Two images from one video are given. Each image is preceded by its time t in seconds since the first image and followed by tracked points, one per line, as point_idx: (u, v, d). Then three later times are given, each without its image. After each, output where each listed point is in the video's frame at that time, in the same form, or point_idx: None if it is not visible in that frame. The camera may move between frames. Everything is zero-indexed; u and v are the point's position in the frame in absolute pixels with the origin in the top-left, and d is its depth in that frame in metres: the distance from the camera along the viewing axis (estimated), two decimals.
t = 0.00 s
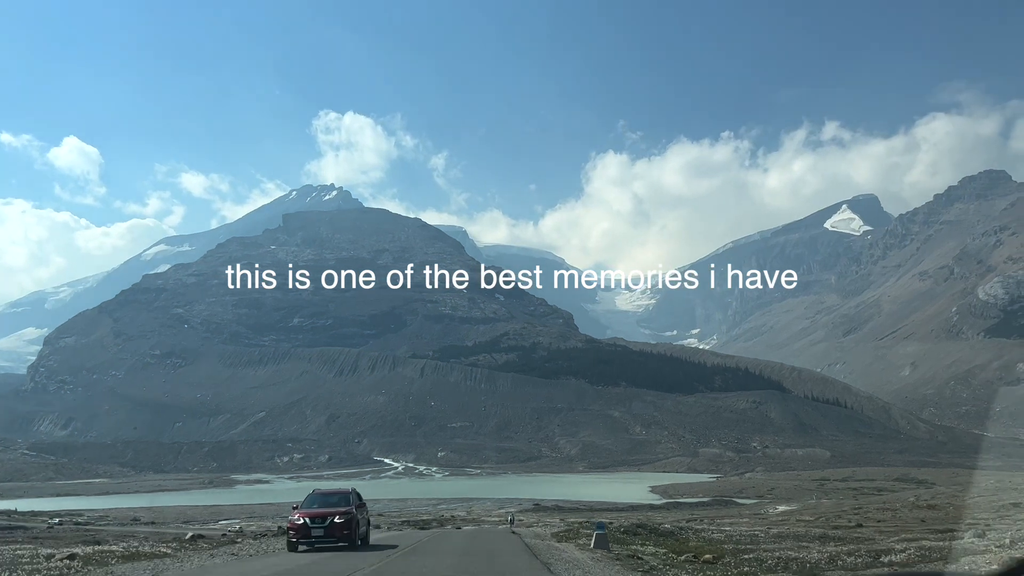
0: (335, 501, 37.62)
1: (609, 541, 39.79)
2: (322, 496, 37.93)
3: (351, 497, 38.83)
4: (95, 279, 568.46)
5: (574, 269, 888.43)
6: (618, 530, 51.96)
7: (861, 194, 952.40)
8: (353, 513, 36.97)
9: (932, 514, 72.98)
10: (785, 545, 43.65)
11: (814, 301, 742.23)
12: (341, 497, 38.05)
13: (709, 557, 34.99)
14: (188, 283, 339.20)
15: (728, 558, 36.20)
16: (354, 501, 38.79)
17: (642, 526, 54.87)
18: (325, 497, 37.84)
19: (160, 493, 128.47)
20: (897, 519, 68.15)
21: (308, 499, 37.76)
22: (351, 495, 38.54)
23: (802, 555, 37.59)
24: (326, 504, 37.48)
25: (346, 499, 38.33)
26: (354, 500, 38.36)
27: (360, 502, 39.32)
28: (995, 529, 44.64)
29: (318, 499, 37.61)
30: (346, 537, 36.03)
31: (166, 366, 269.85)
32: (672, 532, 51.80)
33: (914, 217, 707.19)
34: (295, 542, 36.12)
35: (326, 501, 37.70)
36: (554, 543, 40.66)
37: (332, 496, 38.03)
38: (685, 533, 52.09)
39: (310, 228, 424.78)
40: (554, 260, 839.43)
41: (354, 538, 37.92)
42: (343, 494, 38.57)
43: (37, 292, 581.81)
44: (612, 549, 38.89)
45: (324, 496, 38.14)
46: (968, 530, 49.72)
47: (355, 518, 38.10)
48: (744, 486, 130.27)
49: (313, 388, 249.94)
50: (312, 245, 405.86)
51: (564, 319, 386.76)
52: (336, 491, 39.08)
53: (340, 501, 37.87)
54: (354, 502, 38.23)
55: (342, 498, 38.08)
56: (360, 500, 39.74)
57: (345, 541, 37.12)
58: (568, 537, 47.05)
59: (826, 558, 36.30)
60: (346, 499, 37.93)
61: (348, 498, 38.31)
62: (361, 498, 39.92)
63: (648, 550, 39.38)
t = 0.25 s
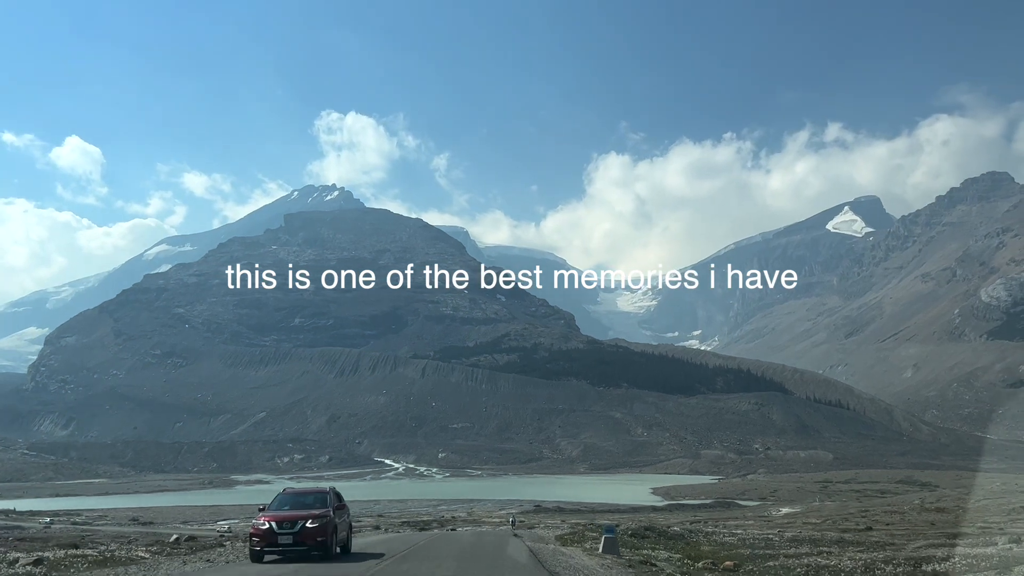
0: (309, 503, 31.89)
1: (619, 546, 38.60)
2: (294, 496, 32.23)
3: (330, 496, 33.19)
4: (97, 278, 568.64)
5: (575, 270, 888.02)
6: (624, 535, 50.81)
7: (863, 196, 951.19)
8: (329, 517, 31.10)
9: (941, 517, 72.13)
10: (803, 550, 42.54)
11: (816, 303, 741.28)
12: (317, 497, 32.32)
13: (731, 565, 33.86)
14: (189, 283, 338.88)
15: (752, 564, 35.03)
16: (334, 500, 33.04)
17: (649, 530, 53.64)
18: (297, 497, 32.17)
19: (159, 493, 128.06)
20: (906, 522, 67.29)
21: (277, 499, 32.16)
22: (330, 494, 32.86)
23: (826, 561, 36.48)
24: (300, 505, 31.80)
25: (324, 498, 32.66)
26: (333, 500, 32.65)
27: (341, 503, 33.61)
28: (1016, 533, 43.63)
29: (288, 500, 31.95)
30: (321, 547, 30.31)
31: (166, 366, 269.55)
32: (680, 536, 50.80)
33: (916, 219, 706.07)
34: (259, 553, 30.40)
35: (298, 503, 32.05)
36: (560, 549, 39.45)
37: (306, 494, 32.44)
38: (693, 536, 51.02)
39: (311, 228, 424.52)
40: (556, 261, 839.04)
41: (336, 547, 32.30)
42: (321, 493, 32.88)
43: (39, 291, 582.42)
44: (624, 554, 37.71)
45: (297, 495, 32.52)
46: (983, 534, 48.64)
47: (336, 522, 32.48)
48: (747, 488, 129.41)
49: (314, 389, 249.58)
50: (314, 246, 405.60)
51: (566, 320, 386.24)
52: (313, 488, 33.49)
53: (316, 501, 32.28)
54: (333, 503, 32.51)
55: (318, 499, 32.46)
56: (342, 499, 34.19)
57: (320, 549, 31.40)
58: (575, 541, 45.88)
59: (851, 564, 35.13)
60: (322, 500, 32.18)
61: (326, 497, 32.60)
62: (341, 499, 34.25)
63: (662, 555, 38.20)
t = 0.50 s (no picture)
0: (282, 503, 26.31)
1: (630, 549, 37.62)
2: (262, 494, 26.70)
3: (307, 494, 27.80)
4: (103, 278, 570.28)
5: (579, 271, 887.29)
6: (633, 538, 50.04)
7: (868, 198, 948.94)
8: (303, 520, 25.72)
9: (953, 520, 71.30)
10: (816, 555, 41.53)
11: (820, 305, 739.68)
12: (290, 496, 26.77)
13: (751, 569, 32.62)
14: (194, 283, 339.11)
15: (770, 569, 33.78)
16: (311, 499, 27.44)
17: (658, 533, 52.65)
18: (268, 495, 26.68)
19: (162, 493, 127.92)
20: (917, 525, 66.56)
21: (244, 498, 26.65)
22: (306, 492, 27.31)
23: (846, 566, 35.32)
24: (269, 506, 26.23)
25: (299, 498, 27.26)
26: (309, 498, 27.09)
27: (320, 501, 28.08)
28: None
29: (256, 500, 26.44)
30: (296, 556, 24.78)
31: (171, 366, 269.80)
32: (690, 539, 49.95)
33: (921, 222, 703.96)
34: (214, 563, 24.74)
35: (269, 502, 26.50)
36: (566, 552, 38.51)
37: (279, 493, 27.01)
38: (705, 540, 50.15)
39: (316, 228, 424.82)
40: (560, 262, 838.99)
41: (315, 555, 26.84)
42: (296, 491, 27.34)
43: (45, 291, 584.22)
44: (636, 559, 36.58)
45: (267, 493, 27.07)
46: (1000, 538, 47.78)
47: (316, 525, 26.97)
48: (752, 490, 128.77)
49: (317, 389, 249.52)
50: (318, 246, 405.81)
51: (569, 321, 385.69)
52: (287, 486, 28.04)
53: (289, 500, 26.78)
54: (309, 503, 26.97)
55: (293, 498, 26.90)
56: (322, 497, 28.76)
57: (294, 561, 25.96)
58: (582, 545, 44.99)
59: (875, 569, 33.94)
60: (297, 500, 26.60)
61: (300, 495, 27.05)
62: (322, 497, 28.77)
63: (676, 561, 37.08)
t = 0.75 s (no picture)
0: (235, 501, 22.05)
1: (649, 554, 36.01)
2: (213, 489, 22.40)
3: (270, 489, 23.39)
4: (112, 277, 573.07)
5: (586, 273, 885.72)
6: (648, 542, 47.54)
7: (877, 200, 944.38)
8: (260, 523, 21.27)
9: (970, 525, 70.33)
10: (842, 561, 40.02)
11: (829, 308, 736.27)
12: (248, 493, 22.47)
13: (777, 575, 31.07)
14: (202, 283, 339.91)
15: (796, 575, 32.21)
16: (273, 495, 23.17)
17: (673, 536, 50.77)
18: (219, 490, 22.42)
19: (169, 491, 127.95)
20: (935, 530, 65.51)
21: (187, 495, 22.33)
22: (268, 487, 23.07)
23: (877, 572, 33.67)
24: (222, 505, 21.90)
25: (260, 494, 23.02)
26: (270, 495, 22.83)
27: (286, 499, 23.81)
28: None
29: (204, 496, 22.10)
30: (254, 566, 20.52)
31: (179, 365, 270.57)
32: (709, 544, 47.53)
33: (931, 224, 699.76)
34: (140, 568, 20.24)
35: (221, 499, 22.27)
36: (582, 557, 37.03)
37: (233, 488, 22.66)
38: (723, 545, 47.94)
39: (324, 229, 425.49)
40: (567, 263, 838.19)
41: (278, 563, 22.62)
42: (256, 485, 23.08)
43: (55, 289, 587.37)
44: (655, 563, 35.06)
45: (219, 488, 22.75)
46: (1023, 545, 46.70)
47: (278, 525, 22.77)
48: (760, 493, 127.95)
49: (325, 389, 249.70)
50: (326, 246, 406.33)
51: (577, 322, 385.01)
52: (244, 480, 23.76)
53: (247, 498, 22.46)
54: (270, 500, 22.71)
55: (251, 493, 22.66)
56: (289, 496, 24.51)
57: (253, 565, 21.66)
58: (597, 549, 43.51)
59: None
60: (256, 497, 22.34)
61: (260, 492, 22.79)
62: (287, 491, 24.57)
63: (697, 567, 35.49)
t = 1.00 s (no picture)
0: (168, 503, 17.94)
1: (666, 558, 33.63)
2: (139, 488, 18.24)
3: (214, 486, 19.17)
4: (123, 277, 575.80)
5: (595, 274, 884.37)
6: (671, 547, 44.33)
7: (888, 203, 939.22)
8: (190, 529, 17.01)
9: (986, 531, 69.36)
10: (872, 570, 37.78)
11: (839, 311, 732.61)
12: (183, 492, 18.36)
13: None
14: (211, 283, 340.82)
15: None
16: (218, 491, 19.55)
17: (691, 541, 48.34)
18: (147, 487, 18.28)
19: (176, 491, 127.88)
20: (952, 536, 64.47)
21: (107, 494, 18.12)
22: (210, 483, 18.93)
23: None
24: (148, 505, 17.74)
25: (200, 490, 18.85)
26: (210, 495, 18.59)
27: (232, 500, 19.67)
28: None
29: (127, 495, 17.96)
30: (185, 571, 16.54)
31: (188, 364, 271.41)
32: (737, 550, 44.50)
33: (942, 227, 695.36)
34: None
35: (147, 498, 18.14)
36: (593, 564, 34.69)
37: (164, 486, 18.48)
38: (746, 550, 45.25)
39: (333, 229, 426.17)
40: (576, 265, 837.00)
41: (224, 570, 18.86)
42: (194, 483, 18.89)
43: (65, 288, 590.69)
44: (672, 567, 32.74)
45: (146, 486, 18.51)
46: None
47: (225, 523, 19.06)
48: (770, 496, 127.19)
49: (333, 389, 249.84)
50: (335, 247, 406.94)
51: (585, 324, 384.24)
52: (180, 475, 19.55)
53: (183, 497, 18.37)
54: (210, 499, 18.47)
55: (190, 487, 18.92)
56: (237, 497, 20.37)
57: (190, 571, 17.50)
58: (610, 552, 41.01)
59: None
60: (192, 496, 18.15)
61: (198, 490, 18.57)
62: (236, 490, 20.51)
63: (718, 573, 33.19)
